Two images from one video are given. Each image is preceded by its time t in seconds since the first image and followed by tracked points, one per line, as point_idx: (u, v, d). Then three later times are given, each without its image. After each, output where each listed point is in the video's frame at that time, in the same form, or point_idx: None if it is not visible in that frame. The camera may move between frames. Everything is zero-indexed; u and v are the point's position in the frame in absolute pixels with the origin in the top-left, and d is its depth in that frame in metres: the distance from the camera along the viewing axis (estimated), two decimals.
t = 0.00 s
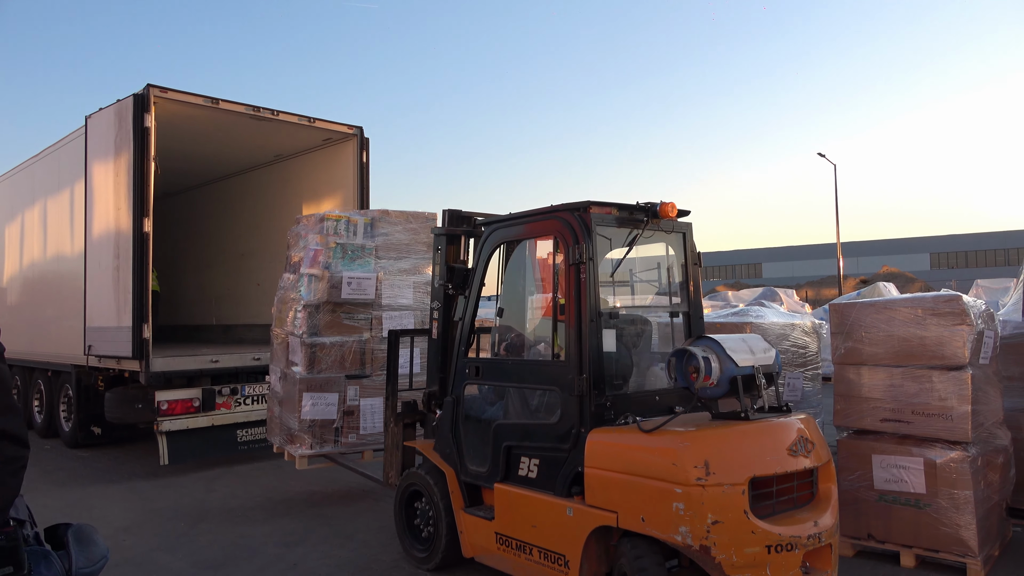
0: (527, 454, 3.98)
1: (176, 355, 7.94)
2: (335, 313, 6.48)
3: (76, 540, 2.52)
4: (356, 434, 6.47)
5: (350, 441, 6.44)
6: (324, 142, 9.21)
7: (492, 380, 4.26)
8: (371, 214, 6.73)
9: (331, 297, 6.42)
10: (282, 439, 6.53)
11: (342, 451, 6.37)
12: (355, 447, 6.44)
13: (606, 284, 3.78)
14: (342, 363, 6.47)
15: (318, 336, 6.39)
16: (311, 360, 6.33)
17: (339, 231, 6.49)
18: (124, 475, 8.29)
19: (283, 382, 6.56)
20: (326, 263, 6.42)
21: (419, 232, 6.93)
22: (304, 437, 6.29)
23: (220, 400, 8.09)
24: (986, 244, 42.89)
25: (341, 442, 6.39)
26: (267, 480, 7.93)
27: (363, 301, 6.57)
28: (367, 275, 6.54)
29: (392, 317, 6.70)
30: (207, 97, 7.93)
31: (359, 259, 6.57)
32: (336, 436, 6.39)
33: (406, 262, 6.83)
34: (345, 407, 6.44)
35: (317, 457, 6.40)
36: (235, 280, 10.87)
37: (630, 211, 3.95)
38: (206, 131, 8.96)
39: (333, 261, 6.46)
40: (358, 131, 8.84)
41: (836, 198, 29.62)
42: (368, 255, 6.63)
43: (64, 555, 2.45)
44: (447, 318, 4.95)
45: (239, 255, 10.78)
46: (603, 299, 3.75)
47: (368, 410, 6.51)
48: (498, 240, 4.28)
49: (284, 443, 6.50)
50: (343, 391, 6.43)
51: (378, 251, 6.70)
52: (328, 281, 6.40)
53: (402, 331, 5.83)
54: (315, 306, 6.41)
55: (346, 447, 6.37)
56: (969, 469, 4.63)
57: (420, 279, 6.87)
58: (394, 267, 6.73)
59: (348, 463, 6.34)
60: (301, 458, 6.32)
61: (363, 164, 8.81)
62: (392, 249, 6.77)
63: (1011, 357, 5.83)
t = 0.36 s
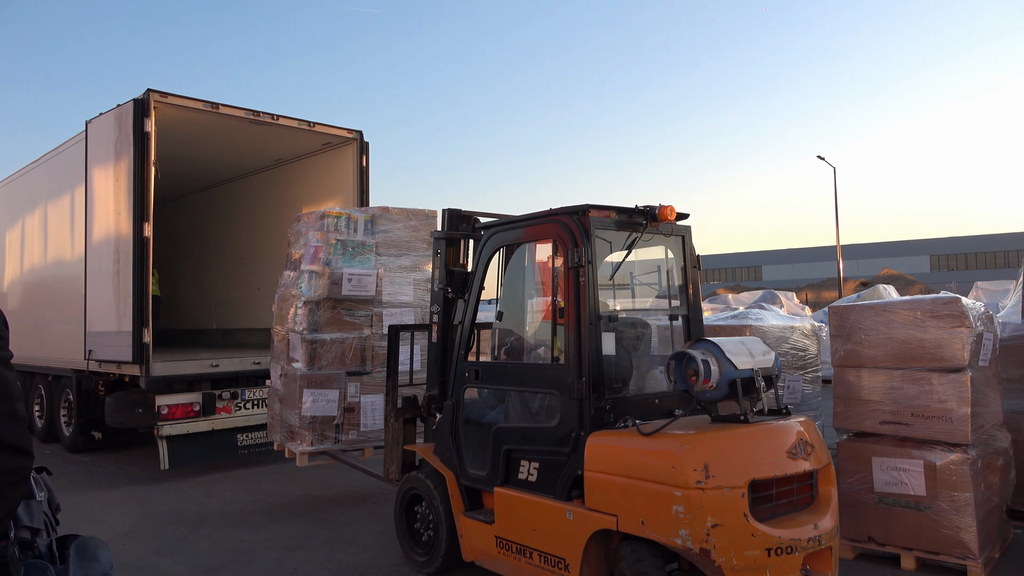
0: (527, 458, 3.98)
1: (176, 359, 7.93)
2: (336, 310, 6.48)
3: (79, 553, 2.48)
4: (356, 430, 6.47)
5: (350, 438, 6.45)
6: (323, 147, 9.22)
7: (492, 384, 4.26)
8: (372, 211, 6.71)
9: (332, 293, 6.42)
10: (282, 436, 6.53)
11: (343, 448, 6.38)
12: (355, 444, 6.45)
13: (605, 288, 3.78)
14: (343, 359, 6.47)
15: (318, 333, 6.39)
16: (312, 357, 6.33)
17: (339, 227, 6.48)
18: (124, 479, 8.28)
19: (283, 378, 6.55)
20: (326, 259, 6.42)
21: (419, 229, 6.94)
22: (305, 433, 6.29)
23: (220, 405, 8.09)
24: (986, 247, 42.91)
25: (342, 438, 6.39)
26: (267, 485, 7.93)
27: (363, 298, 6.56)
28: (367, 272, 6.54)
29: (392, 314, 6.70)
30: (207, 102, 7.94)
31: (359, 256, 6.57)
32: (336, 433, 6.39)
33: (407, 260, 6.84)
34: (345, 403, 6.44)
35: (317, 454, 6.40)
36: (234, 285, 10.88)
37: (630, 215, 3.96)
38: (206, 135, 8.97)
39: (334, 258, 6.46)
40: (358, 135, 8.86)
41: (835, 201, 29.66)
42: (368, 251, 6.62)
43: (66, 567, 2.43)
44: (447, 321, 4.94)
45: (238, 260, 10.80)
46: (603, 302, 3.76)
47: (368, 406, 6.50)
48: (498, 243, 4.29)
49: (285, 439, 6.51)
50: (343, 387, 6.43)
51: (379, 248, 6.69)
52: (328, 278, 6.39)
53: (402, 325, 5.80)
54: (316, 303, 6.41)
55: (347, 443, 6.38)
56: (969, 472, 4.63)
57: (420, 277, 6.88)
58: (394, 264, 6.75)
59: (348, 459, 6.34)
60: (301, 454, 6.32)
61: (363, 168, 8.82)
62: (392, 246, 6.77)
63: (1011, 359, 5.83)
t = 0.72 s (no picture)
0: (529, 459, 3.97)
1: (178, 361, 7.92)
2: (338, 304, 6.47)
3: (73, 566, 2.40)
4: (359, 425, 6.41)
5: (353, 432, 6.39)
6: (324, 149, 9.22)
7: (494, 386, 4.25)
8: (373, 206, 6.72)
9: (333, 288, 6.41)
10: (284, 431, 6.53)
11: (345, 443, 6.33)
12: (358, 439, 6.39)
13: (608, 290, 3.77)
14: (345, 354, 6.45)
15: (320, 327, 6.38)
16: (314, 351, 6.32)
17: (341, 222, 6.47)
18: (127, 482, 8.28)
19: (285, 374, 6.55)
20: (328, 254, 6.42)
21: (421, 224, 6.94)
22: (306, 428, 6.26)
23: (222, 407, 8.09)
24: (988, 247, 42.84)
25: (344, 433, 6.34)
26: (270, 487, 7.92)
27: (365, 293, 6.55)
28: (368, 267, 6.53)
29: (395, 308, 6.65)
30: (209, 105, 7.95)
31: (360, 251, 6.56)
32: (338, 428, 6.34)
33: (409, 254, 6.81)
34: (347, 398, 6.39)
35: (320, 449, 6.37)
36: (236, 288, 10.89)
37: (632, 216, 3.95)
38: (207, 138, 8.98)
39: (335, 252, 6.46)
40: (359, 137, 8.86)
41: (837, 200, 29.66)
42: (370, 246, 6.63)
43: None
44: (449, 323, 4.95)
45: (240, 262, 10.80)
46: (605, 303, 3.75)
47: (370, 401, 6.45)
48: (499, 245, 4.28)
49: (288, 435, 6.51)
50: (345, 382, 6.39)
51: (380, 243, 6.69)
52: (329, 272, 6.38)
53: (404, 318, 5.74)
54: (318, 298, 6.40)
55: (349, 438, 6.33)
56: (974, 473, 4.61)
57: (422, 271, 6.85)
58: (396, 258, 6.72)
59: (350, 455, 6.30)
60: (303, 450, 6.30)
61: (365, 170, 8.82)
62: (394, 241, 6.76)
63: (1015, 359, 5.81)
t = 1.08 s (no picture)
0: (527, 458, 3.97)
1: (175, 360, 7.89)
2: (336, 295, 6.44)
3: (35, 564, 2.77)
4: (357, 416, 6.43)
5: (351, 423, 6.41)
6: (322, 147, 9.20)
7: (492, 384, 4.24)
8: (370, 196, 6.69)
9: (331, 278, 6.39)
10: (282, 422, 6.50)
11: (344, 433, 6.34)
12: (356, 429, 6.41)
13: (606, 288, 3.76)
14: (343, 345, 6.45)
15: (318, 318, 6.37)
16: (312, 342, 6.31)
17: (338, 212, 6.46)
18: (125, 482, 8.27)
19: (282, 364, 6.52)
20: (326, 244, 6.39)
21: (419, 214, 6.92)
22: (305, 419, 6.26)
23: (219, 406, 8.07)
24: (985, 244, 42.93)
25: (343, 423, 6.35)
26: (268, 486, 7.92)
27: (363, 283, 6.55)
28: (366, 257, 6.53)
29: (392, 299, 6.68)
30: (206, 103, 7.92)
31: (358, 241, 6.54)
32: (337, 419, 6.36)
33: (406, 245, 6.81)
34: (346, 388, 6.40)
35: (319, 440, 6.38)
36: (233, 287, 10.88)
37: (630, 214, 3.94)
38: (204, 136, 8.95)
39: (333, 243, 6.43)
40: (357, 136, 8.85)
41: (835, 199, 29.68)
42: (367, 236, 6.59)
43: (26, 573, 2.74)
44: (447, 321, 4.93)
45: (237, 261, 10.78)
46: (604, 302, 3.74)
47: (369, 392, 6.45)
48: (497, 243, 4.28)
49: (286, 426, 6.49)
50: (344, 372, 6.40)
51: (378, 233, 6.66)
52: (327, 262, 6.37)
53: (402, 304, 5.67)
54: (316, 288, 6.37)
55: (348, 429, 6.34)
56: (972, 469, 4.62)
57: (419, 261, 6.86)
58: (394, 248, 6.72)
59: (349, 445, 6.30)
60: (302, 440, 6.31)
61: (363, 168, 8.80)
62: (392, 230, 6.74)
63: (1013, 356, 5.80)
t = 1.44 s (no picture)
0: (526, 456, 3.97)
1: (173, 358, 7.87)
2: (334, 284, 6.45)
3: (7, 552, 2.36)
4: (356, 405, 6.43)
5: (350, 413, 6.41)
6: (320, 145, 9.20)
7: (490, 382, 4.24)
8: (369, 186, 6.69)
9: (330, 268, 6.38)
10: (280, 412, 6.48)
11: (343, 423, 6.36)
12: (355, 419, 6.42)
13: (604, 286, 3.76)
14: (342, 335, 6.45)
15: (317, 307, 6.38)
16: (311, 331, 6.32)
17: (337, 202, 6.45)
18: (123, 480, 8.26)
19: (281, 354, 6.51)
20: (325, 233, 6.38)
21: (417, 204, 6.91)
22: (303, 409, 6.26)
23: (217, 404, 8.06)
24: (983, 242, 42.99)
25: (342, 413, 6.36)
26: (267, 485, 7.92)
27: (362, 273, 6.54)
28: (365, 247, 6.51)
29: (391, 289, 6.68)
30: (203, 101, 7.91)
31: (357, 230, 6.53)
32: (336, 408, 6.36)
33: (405, 235, 6.81)
34: (344, 378, 6.39)
35: (318, 430, 6.40)
36: (231, 286, 10.86)
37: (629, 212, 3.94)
38: (201, 134, 8.92)
39: (332, 232, 6.42)
40: (355, 134, 8.84)
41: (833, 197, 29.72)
42: (366, 226, 6.58)
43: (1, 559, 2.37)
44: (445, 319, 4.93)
45: (236, 259, 10.75)
46: (602, 300, 3.74)
47: (367, 381, 6.45)
48: (495, 241, 4.28)
49: (284, 416, 6.48)
50: (342, 362, 6.39)
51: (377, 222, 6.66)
52: (326, 252, 6.35)
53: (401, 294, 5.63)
54: (314, 277, 6.38)
55: (346, 418, 6.35)
56: (969, 467, 4.63)
57: (417, 252, 6.86)
58: (393, 238, 6.72)
59: (347, 434, 6.29)
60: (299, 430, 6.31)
61: (361, 166, 8.77)
62: (391, 220, 6.73)
63: (1011, 354, 5.81)
